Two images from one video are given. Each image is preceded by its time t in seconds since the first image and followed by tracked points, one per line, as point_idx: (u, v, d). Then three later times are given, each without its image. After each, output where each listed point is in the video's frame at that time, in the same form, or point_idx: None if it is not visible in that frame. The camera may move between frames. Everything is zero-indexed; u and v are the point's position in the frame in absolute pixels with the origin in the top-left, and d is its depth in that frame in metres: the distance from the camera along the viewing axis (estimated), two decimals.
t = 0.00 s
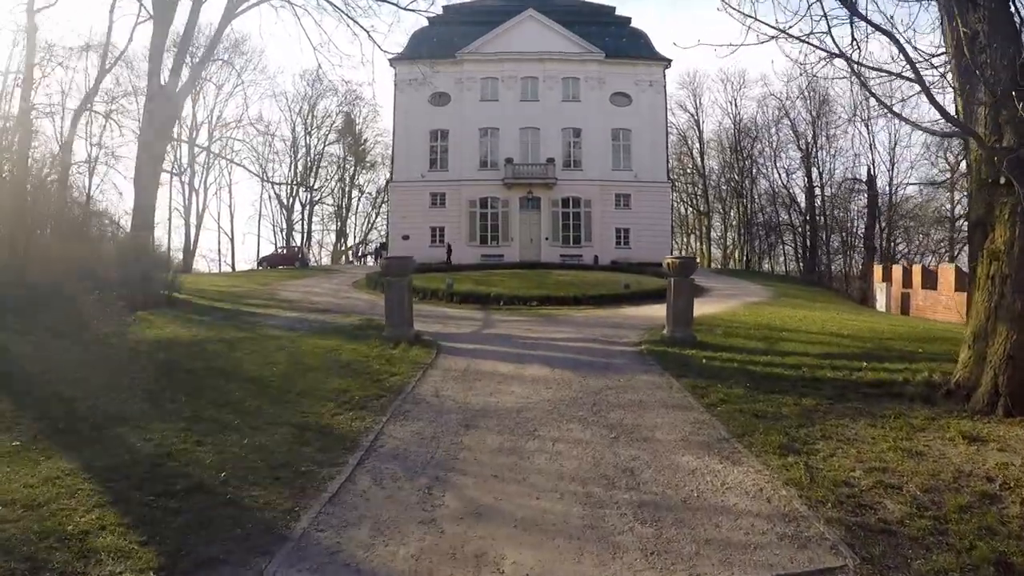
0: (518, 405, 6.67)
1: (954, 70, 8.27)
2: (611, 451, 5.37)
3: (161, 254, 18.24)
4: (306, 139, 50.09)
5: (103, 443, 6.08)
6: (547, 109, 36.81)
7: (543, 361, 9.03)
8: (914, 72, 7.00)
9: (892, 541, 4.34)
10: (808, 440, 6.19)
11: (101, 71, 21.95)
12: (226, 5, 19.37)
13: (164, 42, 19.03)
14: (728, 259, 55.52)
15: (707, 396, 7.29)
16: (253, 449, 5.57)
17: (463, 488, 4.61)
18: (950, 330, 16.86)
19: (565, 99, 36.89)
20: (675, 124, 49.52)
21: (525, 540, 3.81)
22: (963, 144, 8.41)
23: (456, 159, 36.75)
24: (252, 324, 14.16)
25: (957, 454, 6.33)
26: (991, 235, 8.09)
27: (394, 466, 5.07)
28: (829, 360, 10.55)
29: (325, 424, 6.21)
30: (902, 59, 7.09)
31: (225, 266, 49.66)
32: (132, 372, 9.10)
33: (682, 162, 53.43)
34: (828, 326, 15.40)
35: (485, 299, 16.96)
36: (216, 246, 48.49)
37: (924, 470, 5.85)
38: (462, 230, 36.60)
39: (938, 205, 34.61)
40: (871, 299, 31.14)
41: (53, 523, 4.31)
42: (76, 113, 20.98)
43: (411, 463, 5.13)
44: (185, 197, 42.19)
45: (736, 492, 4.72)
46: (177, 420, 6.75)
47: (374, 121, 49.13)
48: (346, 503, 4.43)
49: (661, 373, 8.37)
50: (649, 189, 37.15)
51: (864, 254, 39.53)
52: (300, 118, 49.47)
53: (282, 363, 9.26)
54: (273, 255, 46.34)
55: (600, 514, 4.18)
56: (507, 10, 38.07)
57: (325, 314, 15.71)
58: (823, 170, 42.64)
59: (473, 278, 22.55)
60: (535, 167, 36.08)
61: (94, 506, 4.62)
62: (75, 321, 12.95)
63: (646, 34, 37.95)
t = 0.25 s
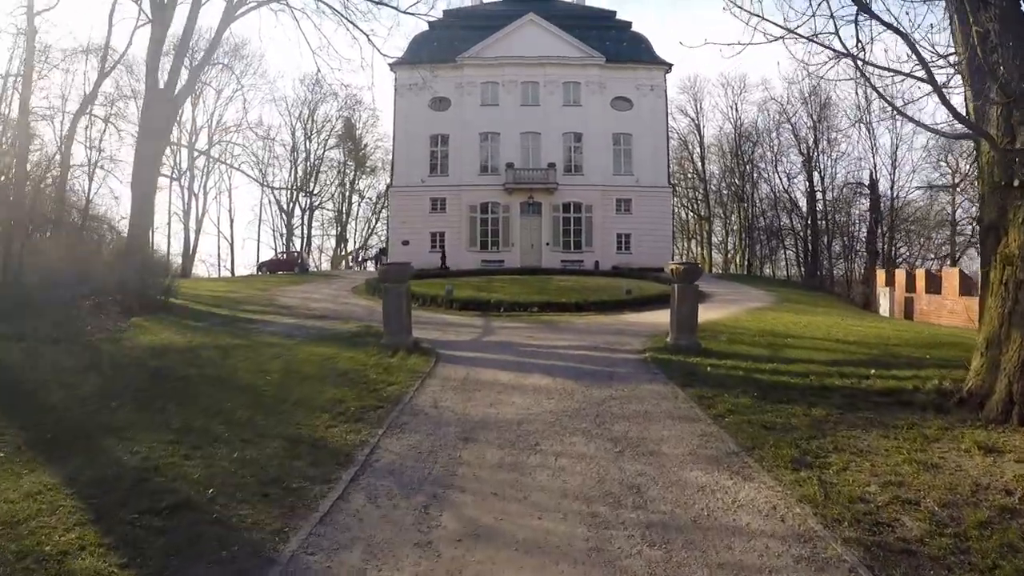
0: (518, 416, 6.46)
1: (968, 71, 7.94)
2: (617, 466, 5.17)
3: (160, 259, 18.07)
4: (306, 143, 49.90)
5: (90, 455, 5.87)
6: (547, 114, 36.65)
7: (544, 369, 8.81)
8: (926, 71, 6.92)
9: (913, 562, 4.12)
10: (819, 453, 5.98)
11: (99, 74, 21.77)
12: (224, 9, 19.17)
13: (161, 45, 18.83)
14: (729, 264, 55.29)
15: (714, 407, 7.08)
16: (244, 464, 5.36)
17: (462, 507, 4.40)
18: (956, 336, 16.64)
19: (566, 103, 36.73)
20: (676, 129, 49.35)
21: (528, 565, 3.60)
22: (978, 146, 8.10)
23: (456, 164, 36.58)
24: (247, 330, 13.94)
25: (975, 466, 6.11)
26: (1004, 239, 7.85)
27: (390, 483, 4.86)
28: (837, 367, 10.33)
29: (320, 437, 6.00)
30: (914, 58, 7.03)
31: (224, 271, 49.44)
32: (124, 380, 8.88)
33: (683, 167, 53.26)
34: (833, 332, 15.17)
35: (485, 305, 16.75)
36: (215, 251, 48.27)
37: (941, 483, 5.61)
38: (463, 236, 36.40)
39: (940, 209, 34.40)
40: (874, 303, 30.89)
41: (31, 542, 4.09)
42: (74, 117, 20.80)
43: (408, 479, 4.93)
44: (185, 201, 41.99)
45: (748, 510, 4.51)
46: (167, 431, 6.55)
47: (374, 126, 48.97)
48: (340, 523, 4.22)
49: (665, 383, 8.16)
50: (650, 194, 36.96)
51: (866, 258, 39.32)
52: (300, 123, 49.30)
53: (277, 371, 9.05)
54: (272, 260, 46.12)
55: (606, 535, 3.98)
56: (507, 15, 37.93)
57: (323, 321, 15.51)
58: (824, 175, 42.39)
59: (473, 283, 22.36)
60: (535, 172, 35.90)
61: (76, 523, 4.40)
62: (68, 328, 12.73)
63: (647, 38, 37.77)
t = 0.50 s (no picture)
0: (518, 432, 6.21)
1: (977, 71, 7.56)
2: (623, 485, 4.94)
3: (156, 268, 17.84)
4: (306, 153, 49.78)
5: (73, 472, 5.63)
6: (547, 123, 36.53)
7: (545, 382, 8.57)
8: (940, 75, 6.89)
9: None
10: (833, 470, 5.74)
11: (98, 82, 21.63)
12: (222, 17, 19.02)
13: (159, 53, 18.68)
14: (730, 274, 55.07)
15: (722, 422, 6.84)
16: (233, 482, 5.12)
17: (459, 530, 4.16)
18: (963, 343, 16.38)
19: (566, 113, 36.63)
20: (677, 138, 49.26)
21: None
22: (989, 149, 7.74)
23: (456, 174, 36.43)
24: (244, 342, 13.71)
25: (995, 482, 5.86)
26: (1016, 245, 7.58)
27: (385, 505, 4.63)
28: (845, 378, 10.08)
29: (314, 454, 5.77)
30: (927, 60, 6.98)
31: (223, 281, 49.21)
32: (114, 391, 8.64)
33: (683, 177, 53.13)
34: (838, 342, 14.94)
35: (485, 316, 16.53)
36: (214, 261, 48.04)
37: (960, 499, 5.35)
38: (462, 246, 36.21)
39: (942, 217, 34.18)
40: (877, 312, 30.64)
41: (3, 566, 3.85)
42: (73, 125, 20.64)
43: (404, 500, 4.69)
44: (184, 211, 41.81)
45: (763, 532, 4.28)
46: (154, 447, 6.30)
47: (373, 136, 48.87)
48: (332, 548, 3.98)
49: (671, 396, 7.92)
50: (651, 203, 36.78)
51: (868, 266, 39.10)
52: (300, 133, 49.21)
53: (272, 384, 8.80)
54: (271, 270, 45.90)
55: (613, 562, 3.74)
56: (507, 24, 37.87)
57: (321, 332, 15.27)
58: (824, 183, 42.21)
59: (473, 294, 22.14)
60: (535, 182, 35.74)
61: (52, 545, 4.15)
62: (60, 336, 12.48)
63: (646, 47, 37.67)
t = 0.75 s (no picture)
0: (520, 467, 5.95)
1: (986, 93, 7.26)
2: (631, 523, 4.67)
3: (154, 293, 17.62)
4: (306, 181, 49.82)
5: (52, 503, 5.36)
6: (548, 151, 36.57)
7: (548, 413, 8.31)
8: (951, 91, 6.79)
9: None
10: (850, 504, 5.47)
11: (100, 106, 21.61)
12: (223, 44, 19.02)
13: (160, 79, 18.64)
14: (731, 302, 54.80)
15: (732, 453, 6.58)
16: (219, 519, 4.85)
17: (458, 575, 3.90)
18: (971, 369, 16.08)
19: (566, 141, 36.68)
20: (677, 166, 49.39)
21: None
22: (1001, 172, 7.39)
23: (456, 202, 36.37)
24: (240, 369, 13.45)
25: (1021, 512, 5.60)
26: None
27: (380, 545, 4.37)
28: (856, 406, 9.81)
29: (306, 490, 5.50)
30: (936, 76, 6.87)
31: (222, 309, 48.93)
32: (103, 419, 8.38)
33: (683, 206, 53.14)
34: (845, 369, 14.66)
35: (486, 345, 16.28)
36: (214, 288, 47.83)
37: (987, 531, 5.05)
38: (463, 274, 36.03)
39: (943, 242, 34.03)
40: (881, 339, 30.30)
41: None
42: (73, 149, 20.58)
43: (400, 539, 4.44)
44: (184, 237, 41.70)
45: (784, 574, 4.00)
46: (140, 480, 6.04)
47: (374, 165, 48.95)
48: None
49: (678, 428, 7.65)
50: (651, 232, 36.65)
51: (870, 292, 38.88)
52: (301, 161, 49.30)
53: (266, 414, 8.54)
54: (270, 297, 45.66)
55: None
56: (507, 53, 38.08)
57: (318, 360, 14.99)
58: (825, 210, 42.15)
59: (473, 323, 21.90)
60: (536, 210, 35.68)
61: None
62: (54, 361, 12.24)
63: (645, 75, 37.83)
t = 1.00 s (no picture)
0: (521, 495, 5.71)
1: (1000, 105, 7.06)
2: (640, 556, 4.42)
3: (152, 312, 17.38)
4: (307, 203, 49.77)
5: (31, 531, 5.11)
6: (549, 173, 36.52)
7: (550, 439, 8.07)
8: (965, 104, 6.69)
9: None
10: (868, 535, 5.21)
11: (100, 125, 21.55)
12: (223, 63, 18.99)
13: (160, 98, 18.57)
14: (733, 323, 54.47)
15: (743, 481, 6.32)
16: (203, 551, 4.60)
17: None
18: (980, 389, 15.80)
19: (567, 162, 36.64)
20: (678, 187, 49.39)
21: None
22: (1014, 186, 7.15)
23: (457, 224, 36.25)
24: (236, 391, 13.21)
25: None
26: None
27: None
28: (867, 430, 9.54)
29: (297, 520, 5.25)
30: (947, 87, 6.76)
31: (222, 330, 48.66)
32: (91, 442, 8.15)
33: (684, 226, 53.04)
34: (854, 391, 14.37)
35: (486, 367, 16.02)
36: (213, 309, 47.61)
37: (1015, 564, 4.78)
38: (463, 296, 35.81)
39: (946, 262, 33.86)
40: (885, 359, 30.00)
41: None
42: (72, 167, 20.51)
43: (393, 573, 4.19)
44: (184, 258, 41.56)
45: None
46: (125, 508, 5.80)
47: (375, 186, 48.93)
48: None
49: (685, 453, 7.39)
50: (653, 253, 36.48)
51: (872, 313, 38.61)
52: (302, 182, 49.31)
53: (260, 439, 8.29)
54: (270, 319, 45.42)
55: None
56: (508, 74, 38.20)
57: (316, 382, 14.74)
58: (826, 230, 42.01)
59: (475, 344, 21.63)
60: (537, 232, 35.55)
61: None
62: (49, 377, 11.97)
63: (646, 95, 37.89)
